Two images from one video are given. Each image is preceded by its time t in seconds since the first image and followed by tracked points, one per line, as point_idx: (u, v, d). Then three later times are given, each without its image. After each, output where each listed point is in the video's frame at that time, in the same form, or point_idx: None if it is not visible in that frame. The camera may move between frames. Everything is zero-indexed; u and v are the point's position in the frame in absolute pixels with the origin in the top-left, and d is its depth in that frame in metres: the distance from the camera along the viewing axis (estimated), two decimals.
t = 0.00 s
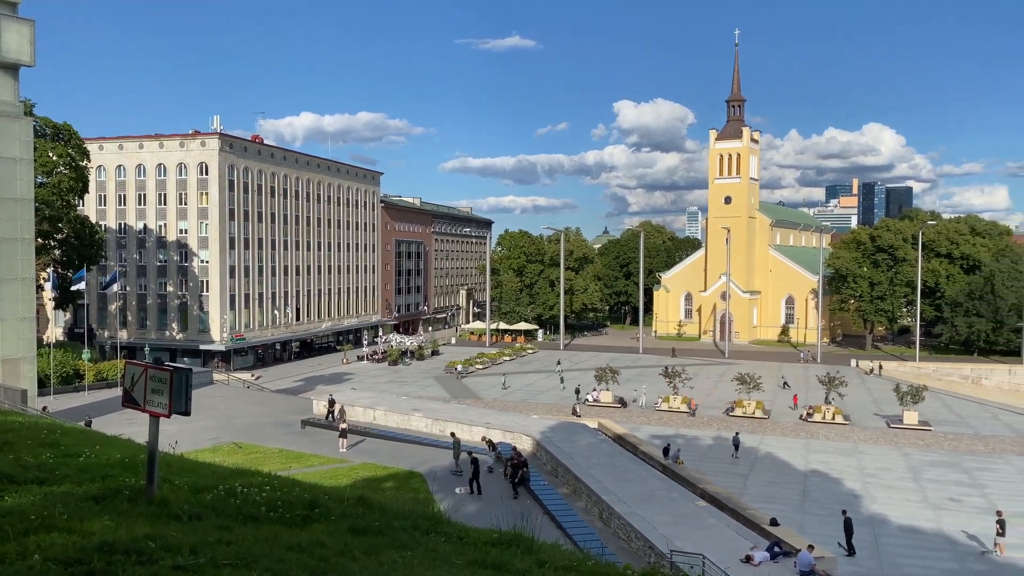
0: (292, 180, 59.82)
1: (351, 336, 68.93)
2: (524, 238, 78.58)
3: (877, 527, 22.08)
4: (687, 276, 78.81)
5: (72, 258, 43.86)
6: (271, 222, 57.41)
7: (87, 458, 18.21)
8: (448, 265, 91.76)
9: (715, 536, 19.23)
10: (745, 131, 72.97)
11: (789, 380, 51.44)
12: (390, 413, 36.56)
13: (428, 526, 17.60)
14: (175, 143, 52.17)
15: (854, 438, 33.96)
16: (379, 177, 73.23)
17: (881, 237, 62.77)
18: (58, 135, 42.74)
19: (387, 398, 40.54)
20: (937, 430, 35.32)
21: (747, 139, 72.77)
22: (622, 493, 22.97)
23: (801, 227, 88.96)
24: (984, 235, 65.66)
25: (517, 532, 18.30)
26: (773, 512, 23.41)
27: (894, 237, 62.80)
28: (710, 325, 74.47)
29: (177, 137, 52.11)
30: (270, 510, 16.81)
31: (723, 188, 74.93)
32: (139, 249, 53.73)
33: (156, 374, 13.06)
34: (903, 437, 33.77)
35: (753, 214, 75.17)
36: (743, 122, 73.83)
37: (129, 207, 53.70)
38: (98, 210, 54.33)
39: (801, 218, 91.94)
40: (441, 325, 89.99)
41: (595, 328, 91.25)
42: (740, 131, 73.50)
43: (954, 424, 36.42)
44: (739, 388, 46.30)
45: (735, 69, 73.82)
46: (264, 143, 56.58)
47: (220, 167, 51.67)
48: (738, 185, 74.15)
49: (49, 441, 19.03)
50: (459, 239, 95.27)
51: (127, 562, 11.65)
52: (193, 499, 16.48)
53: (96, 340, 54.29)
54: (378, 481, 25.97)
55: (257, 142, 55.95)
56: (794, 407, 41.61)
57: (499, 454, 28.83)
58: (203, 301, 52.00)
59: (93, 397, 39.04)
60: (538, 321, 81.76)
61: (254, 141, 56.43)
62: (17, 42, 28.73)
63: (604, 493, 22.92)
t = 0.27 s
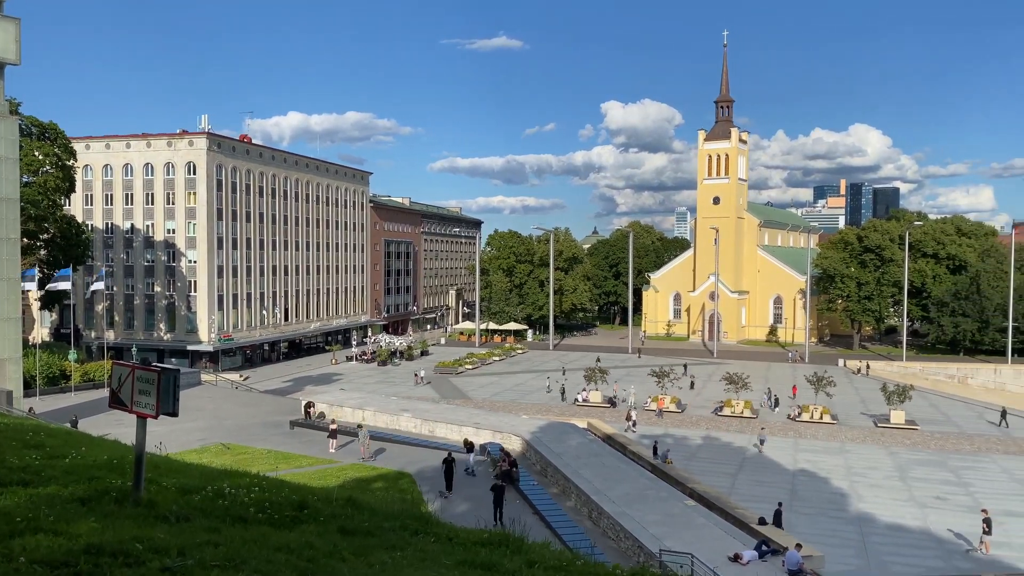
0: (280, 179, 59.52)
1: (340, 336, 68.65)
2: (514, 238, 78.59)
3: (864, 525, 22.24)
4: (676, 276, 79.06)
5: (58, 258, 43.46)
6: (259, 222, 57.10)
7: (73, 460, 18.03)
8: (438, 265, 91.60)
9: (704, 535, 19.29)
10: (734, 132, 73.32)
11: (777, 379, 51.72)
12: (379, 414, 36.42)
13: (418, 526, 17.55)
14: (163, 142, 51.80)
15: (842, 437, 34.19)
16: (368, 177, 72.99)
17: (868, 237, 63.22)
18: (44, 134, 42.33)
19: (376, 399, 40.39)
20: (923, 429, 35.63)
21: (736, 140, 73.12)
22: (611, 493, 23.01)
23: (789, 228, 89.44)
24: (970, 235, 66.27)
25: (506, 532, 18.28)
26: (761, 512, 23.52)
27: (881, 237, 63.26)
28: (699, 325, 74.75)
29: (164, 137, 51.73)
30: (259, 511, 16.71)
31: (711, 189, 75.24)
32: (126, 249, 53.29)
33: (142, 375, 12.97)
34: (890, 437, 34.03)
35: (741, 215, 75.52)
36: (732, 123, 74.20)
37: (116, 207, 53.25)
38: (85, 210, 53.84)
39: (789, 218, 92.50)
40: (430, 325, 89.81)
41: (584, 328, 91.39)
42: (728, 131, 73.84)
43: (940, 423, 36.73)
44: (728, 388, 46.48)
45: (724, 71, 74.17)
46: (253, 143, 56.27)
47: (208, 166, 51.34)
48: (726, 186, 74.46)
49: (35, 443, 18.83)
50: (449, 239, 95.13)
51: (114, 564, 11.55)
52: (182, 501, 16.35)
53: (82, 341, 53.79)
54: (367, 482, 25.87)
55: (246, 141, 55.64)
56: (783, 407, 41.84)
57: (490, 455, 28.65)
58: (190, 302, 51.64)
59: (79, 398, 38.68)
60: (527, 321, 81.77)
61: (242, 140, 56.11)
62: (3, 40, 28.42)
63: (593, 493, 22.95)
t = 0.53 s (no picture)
0: (269, 180, 59.22)
1: (329, 337, 68.36)
2: (503, 239, 78.60)
3: (852, 525, 22.39)
4: (665, 276, 79.29)
5: (44, 259, 43.07)
6: (248, 223, 56.78)
7: (59, 462, 17.84)
8: (427, 266, 91.44)
9: (693, 535, 19.35)
10: (722, 133, 73.65)
11: (765, 380, 52.00)
12: (369, 415, 36.27)
13: (407, 527, 17.51)
14: (151, 142, 51.43)
15: (830, 437, 34.40)
16: (357, 177, 72.75)
17: (855, 238, 63.68)
18: (30, 134, 41.95)
19: (365, 400, 40.24)
20: (910, 429, 35.92)
21: (724, 141, 73.44)
22: (601, 493, 23.04)
23: (777, 228, 89.91)
24: (956, 236, 66.92)
25: (496, 533, 18.29)
26: (750, 511, 23.61)
27: (869, 238, 63.72)
28: (688, 326, 75.03)
29: (152, 137, 51.37)
30: (247, 513, 16.61)
31: (700, 190, 75.54)
32: (113, 250, 52.82)
33: (129, 377, 12.86)
34: (877, 436, 34.29)
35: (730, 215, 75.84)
36: (720, 124, 74.54)
37: (103, 208, 52.80)
38: (71, 210, 53.35)
39: (777, 219, 93.00)
40: (420, 326, 89.60)
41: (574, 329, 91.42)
42: (717, 133, 74.18)
43: (927, 422, 37.05)
44: (717, 388, 46.66)
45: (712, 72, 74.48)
46: (241, 143, 55.95)
47: (196, 167, 51.01)
48: (715, 187, 74.76)
49: (20, 445, 18.62)
50: (438, 239, 95.01)
51: (101, 567, 11.42)
52: (169, 503, 16.23)
53: (69, 342, 53.29)
54: (356, 483, 25.76)
55: (234, 141, 55.33)
56: (771, 407, 42.06)
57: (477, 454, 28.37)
58: (178, 303, 51.29)
59: (65, 400, 38.26)
60: (517, 322, 81.76)
61: (230, 140, 55.79)
62: None
63: (583, 493, 22.97)
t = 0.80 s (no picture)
0: (257, 181, 58.93)
1: (318, 339, 68.06)
2: (494, 240, 78.59)
3: (841, 524, 22.51)
4: (655, 277, 79.49)
5: (31, 260, 42.84)
6: (236, 224, 56.45)
7: (46, 465, 17.66)
8: (417, 267, 91.24)
9: (684, 535, 19.40)
10: (711, 134, 73.96)
11: (754, 379, 52.24)
12: (359, 417, 36.13)
13: (397, 529, 17.46)
14: (138, 143, 51.07)
15: (819, 436, 34.60)
16: (346, 178, 72.50)
17: (843, 239, 64.10)
18: (16, 134, 41.55)
19: (355, 402, 40.09)
20: (899, 429, 36.18)
21: (713, 142, 73.74)
22: (591, 493, 23.07)
23: (766, 229, 90.37)
24: (943, 237, 67.51)
25: (487, 534, 18.26)
26: (739, 511, 23.70)
27: (857, 238, 64.08)
28: (678, 326, 75.27)
29: (139, 137, 51.01)
30: (236, 515, 16.51)
31: (689, 191, 75.82)
32: (100, 251, 52.41)
33: (117, 378, 12.76)
34: (866, 436, 34.52)
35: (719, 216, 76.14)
36: (709, 125, 74.88)
37: (90, 209, 52.37)
38: (58, 211, 52.89)
39: (765, 220, 93.51)
40: (410, 327, 89.40)
41: (564, 329, 91.48)
42: (706, 134, 74.48)
43: (915, 422, 37.33)
44: (706, 388, 46.84)
45: (701, 73, 74.80)
46: (230, 143, 55.65)
47: (184, 167, 50.69)
48: (704, 188, 75.01)
49: (6, 448, 18.42)
50: (428, 240, 94.84)
51: (88, 571, 11.31)
52: (158, 505, 16.11)
53: (56, 344, 52.83)
54: (346, 485, 25.66)
55: (223, 142, 55.03)
56: (760, 407, 42.25)
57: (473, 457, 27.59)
58: (166, 304, 50.94)
59: (52, 402, 37.89)
60: (507, 323, 81.73)
61: (219, 141, 55.48)
62: None
63: (573, 494, 22.99)
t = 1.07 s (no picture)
0: (246, 180, 58.59)
1: (307, 339, 67.75)
2: (483, 240, 78.54)
3: (829, 523, 22.66)
4: (644, 277, 79.72)
5: (17, 260, 42.29)
6: (224, 223, 56.10)
7: (32, 467, 17.46)
8: (407, 267, 91.07)
9: (673, 535, 19.44)
10: (699, 135, 74.26)
11: (743, 380, 52.45)
12: (348, 417, 36.00)
13: (387, 530, 17.40)
14: (126, 142, 50.66)
15: (807, 436, 34.81)
16: (335, 178, 72.22)
17: (832, 239, 64.52)
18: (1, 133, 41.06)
19: (345, 402, 39.93)
20: (886, 428, 36.46)
21: (701, 143, 74.04)
22: (581, 493, 23.10)
23: (755, 230, 90.82)
24: (930, 237, 68.09)
25: (476, 534, 18.23)
26: (728, 510, 23.79)
27: (845, 239, 64.59)
28: (667, 326, 75.50)
29: (127, 136, 50.60)
30: (224, 517, 16.40)
31: (678, 191, 76.10)
32: (87, 251, 51.95)
33: (104, 379, 12.65)
34: (853, 435, 34.76)
35: (708, 217, 76.45)
36: (698, 126, 75.20)
37: (76, 208, 51.90)
38: (44, 210, 52.38)
39: (754, 220, 93.97)
40: (399, 327, 89.21)
41: (553, 330, 91.56)
42: (694, 134, 74.78)
43: (902, 421, 37.62)
44: (695, 388, 47.00)
45: (690, 74, 75.09)
46: (218, 143, 55.30)
47: (172, 167, 50.32)
48: (692, 188, 75.30)
49: None
50: (417, 240, 94.67)
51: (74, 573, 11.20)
52: (145, 507, 15.97)
53: (42, 345, 52.34)
54: (336, 486, 25.56)
55: (211, 141, 54.67)
56: (749, 407, 42.45)
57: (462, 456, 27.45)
58: (154, 304, 50.56)
59: (38, 403, 37.50)
60: (497, 323, 81.67)
61: (207, 140, 55.11)
62: None
63: (563, 494, 23.00)
